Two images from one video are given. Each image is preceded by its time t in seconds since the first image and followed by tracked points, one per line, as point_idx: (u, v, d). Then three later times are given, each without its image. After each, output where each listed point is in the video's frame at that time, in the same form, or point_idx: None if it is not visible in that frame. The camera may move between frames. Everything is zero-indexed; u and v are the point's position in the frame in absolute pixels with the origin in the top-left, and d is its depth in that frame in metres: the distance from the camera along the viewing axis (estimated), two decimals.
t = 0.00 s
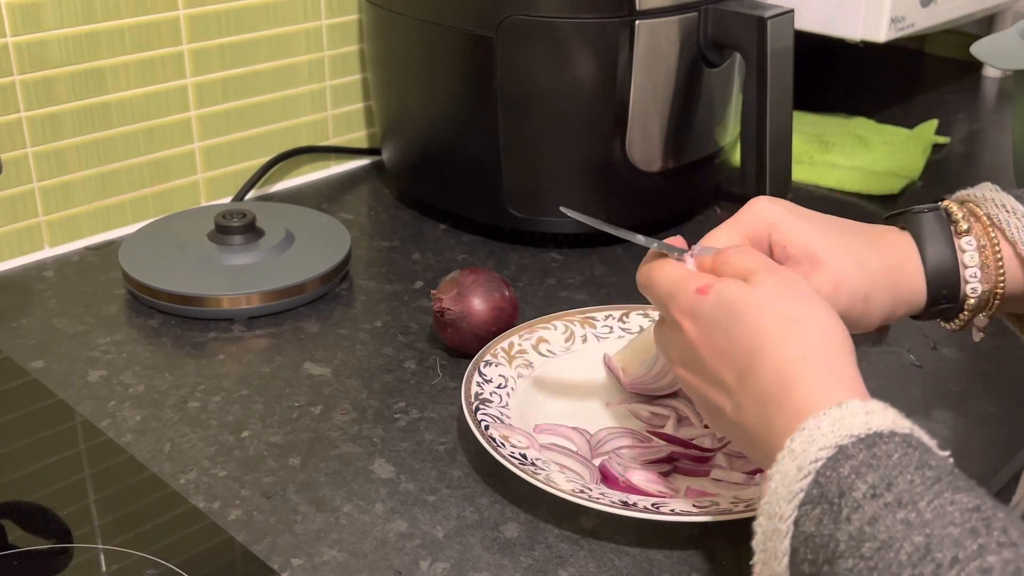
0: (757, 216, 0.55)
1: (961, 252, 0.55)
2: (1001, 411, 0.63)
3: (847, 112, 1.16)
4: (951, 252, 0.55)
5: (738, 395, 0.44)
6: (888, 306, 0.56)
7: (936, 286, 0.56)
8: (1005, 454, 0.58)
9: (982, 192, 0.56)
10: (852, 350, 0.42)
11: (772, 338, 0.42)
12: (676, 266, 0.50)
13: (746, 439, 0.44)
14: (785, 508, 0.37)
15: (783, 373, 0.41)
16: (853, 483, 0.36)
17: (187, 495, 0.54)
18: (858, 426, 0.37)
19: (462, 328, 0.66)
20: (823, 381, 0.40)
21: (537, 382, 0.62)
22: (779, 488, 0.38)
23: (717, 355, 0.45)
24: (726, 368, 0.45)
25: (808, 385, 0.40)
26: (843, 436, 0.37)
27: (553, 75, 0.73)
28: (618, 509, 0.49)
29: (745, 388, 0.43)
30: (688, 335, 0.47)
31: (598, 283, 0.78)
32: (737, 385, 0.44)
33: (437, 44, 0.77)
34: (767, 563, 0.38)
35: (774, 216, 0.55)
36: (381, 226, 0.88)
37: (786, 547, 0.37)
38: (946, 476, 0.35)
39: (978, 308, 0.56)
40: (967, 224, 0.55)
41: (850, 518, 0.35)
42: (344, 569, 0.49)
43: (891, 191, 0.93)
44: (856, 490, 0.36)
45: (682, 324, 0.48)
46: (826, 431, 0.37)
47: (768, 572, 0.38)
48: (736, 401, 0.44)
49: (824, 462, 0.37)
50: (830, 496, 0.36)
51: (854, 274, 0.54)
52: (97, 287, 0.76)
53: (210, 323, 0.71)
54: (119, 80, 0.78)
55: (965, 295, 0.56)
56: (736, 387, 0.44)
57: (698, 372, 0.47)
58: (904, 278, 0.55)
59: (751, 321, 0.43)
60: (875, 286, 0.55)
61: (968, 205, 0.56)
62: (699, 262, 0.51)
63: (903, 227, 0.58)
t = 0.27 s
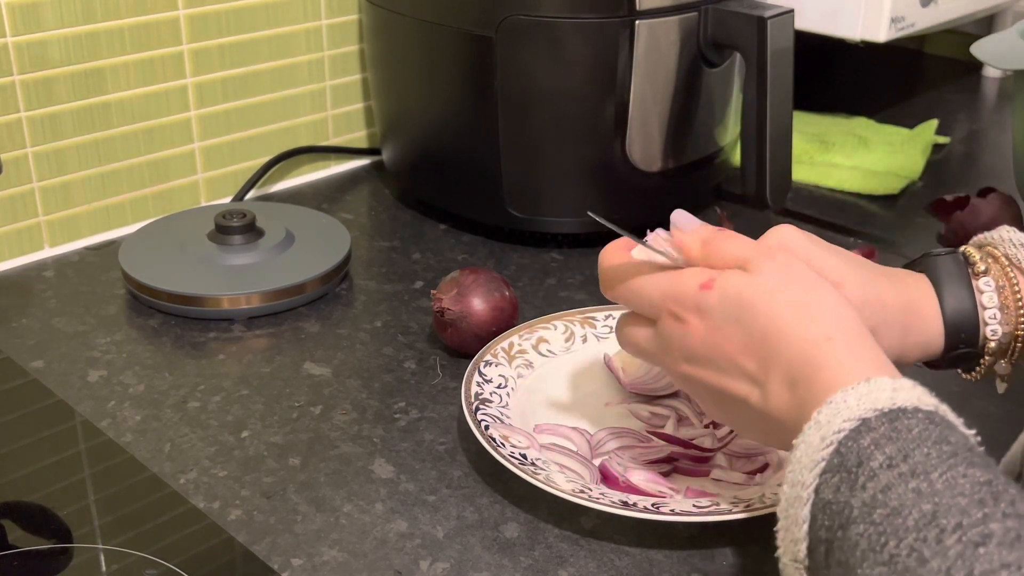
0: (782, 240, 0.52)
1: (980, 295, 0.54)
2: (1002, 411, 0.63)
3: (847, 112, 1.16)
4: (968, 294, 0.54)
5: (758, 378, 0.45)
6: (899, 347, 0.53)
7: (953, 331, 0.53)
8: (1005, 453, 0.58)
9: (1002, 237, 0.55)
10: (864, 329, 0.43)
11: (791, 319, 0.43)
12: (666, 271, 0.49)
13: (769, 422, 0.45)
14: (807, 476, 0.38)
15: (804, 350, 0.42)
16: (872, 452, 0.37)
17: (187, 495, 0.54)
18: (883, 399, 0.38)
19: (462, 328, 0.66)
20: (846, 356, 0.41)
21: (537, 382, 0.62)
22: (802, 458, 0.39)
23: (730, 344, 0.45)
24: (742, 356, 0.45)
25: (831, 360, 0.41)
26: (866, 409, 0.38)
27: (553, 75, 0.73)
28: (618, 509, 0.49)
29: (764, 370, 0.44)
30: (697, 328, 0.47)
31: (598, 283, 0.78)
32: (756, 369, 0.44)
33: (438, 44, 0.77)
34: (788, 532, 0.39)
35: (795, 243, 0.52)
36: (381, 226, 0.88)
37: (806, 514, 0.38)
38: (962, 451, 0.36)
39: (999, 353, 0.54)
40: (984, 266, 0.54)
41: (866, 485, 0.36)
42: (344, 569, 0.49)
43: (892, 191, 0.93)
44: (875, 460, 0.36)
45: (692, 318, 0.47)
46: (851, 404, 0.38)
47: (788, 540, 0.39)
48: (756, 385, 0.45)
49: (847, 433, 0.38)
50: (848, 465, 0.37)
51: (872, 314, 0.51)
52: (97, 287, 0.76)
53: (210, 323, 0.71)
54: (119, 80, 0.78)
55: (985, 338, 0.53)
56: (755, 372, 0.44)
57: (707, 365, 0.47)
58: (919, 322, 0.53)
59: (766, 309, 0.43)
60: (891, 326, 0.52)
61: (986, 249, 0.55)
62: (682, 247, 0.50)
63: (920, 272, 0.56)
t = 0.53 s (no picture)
0: (759, 223, 0.58)
1: (954, 267, 0.56)
2: (1002, 411, 0.63)
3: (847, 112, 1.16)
4: (943, 268, 0.56)
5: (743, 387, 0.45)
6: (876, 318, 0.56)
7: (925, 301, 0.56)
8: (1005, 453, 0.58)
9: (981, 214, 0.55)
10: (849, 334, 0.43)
11: (774, 325, 0.43)
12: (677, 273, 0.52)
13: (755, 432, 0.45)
14: (786, 487, 0.38)
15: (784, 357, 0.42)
16: (852, 463, 0.37)
17: (187, 495, 0.54)
18: (861, 407, 0.38)
19: (462, 328, 0.66)
20: (824, 362, 0.41)
21: (538, 382, 0.62)
22: (781, 468, 0.39)
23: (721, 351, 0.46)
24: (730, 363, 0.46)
25: (808, 366, 0.41)
26: (844, 417, 0.38)
27: (553, 75, 0.73)
28: (618, 509, 0.49)
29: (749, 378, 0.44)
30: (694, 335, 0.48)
31: (598, 283, 0.78)
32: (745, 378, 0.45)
33: (438, 45, 0.77)
34: (769, 543, 0.39)
35: (770, 225, 0.58)
36: (381, 226, 0.88)
37: (787, 524, 0.38)
38: (944, 460, 0.36)
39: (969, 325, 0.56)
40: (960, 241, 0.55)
41: (848, 497, 0.36)
42: (344, 569, 0.49)
43: (892, 192, 0.93)
44: (856, 470, 0.36)
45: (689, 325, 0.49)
46: (829, 412, 0.38)
47: (770, 551, 0.39)
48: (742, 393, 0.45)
49: (825, 443, 0.38)
50: (829, 476, 0.37)
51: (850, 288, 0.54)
52: (97, 287, 0.76)
53: (210, 323, 0.71)
54: (119, 80, 0.78)
55: (954, 310, 0.56)
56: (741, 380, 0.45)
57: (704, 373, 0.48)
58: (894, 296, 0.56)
59: (750, 313, 0.44)
60: (868, 298, 0.55)
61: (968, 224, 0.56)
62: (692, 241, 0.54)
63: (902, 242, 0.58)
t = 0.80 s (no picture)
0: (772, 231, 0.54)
1: (961, 284, 0.54)
2: (1002, 411, 0.63)
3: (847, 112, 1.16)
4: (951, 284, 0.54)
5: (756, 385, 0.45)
6: (882, 340, 0.54)
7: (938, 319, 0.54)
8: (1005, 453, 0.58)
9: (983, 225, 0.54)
10: (864, 334, 0.43)
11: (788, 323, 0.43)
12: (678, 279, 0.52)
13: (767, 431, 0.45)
14: (800, 482, 0.38)
15: (799, 355, 0.42)
16: (867, 459, 0.37)
17: (187, 495, 0.54)
18: (878, 403, 0.38)
19: (462, 328, 0.66)
20: (839, 361, 0.41)
21: (538, 382, 0.62)
22: (796, 463, 0.39)
23: (732, 350, 0.46)
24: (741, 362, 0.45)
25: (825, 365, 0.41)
26: (861, 414, 0.38)
27: (553, 76, 0.73)
28: (618, 509, 0.49)
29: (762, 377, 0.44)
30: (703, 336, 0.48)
31: (598, 283, 0.78)
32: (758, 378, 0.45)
33: (438, 45, 0.77)
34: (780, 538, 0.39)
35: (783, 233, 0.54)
36: (381, 226, 0.88)
37: (801, 521, 0.38)
38: (960, 459, 0.36)
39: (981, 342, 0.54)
40: (967, 257, 0.54)
41: (862, 493, 0.36)
42: (344, 569, 0.49)
43: (892, 192, 0.93)
44: (871, 467, 0.36)
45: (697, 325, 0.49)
46: (845, 409, 0.38)
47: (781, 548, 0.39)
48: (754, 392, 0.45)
49: (840, 439, 0.38)
50: (844, 472, 0.37)
51: (856, 300, 0.53)
52: (97, 287, 0.76)
53: (210, 323, 0.71)
54: (119, 80, 0.78)
55: (967, 328, 0.54)
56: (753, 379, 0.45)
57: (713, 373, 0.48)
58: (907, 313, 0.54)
59: (764, 315, 0.44)
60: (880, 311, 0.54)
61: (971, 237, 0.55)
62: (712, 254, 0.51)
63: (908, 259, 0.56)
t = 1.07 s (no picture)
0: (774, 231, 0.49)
1: (989, 314, 0.52)
2: (1002, 411, 0.63)
3: (847, 112, 1.16)
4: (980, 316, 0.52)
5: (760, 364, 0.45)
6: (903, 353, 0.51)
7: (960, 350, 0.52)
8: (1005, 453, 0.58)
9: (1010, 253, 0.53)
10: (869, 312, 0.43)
11: (794, 301, 0.43)
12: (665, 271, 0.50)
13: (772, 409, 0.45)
14: (802, 453, 0.38)
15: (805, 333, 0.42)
16: (868, 430, 0.37)
17: (187, 495, 0.54)
18: (884, 378, 0.38)
19: (462, 328, 0.66)
20: (844, 337, 0.41)
21: (538, 382, 0.62)
22: (799, 435, 0.39)
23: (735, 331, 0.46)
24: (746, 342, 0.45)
25: (831, 341, 0.41)
26: (867, 388, 0.38)
27: (553, 75, 0.73)
28: (618, 509, 0.49)
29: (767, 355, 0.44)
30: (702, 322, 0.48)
31: (598, 283, 0.79)
32: (761, 357, 0.45)
33: (438, 45, 0.77)
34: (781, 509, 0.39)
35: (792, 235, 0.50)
36: (381, 226, 0.88)
37: (799, 489, 0.38)
38: (959, 433, 0.36)
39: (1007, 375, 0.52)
40: (995, 285, 0.52)
41: (860, 462, 0.36)
42: (344, 569, 0.49)
43: (892, 192, 0.93)
44: (871, 437, 0.36)
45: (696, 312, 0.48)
46: (851, 383, 0.38)
47: (782, 519, 0.39)
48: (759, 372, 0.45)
49: (844, 412, 0.38)
50: (844, 442, 0.37)
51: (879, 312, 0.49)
52: (97, 287, 0.76)
53: (210, 323, 0.71)
54: (119, 80, 0.78)
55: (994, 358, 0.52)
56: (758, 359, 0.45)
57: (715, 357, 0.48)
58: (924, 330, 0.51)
59: (768, 295, 0.44)
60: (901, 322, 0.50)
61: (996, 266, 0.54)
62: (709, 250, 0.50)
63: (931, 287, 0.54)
